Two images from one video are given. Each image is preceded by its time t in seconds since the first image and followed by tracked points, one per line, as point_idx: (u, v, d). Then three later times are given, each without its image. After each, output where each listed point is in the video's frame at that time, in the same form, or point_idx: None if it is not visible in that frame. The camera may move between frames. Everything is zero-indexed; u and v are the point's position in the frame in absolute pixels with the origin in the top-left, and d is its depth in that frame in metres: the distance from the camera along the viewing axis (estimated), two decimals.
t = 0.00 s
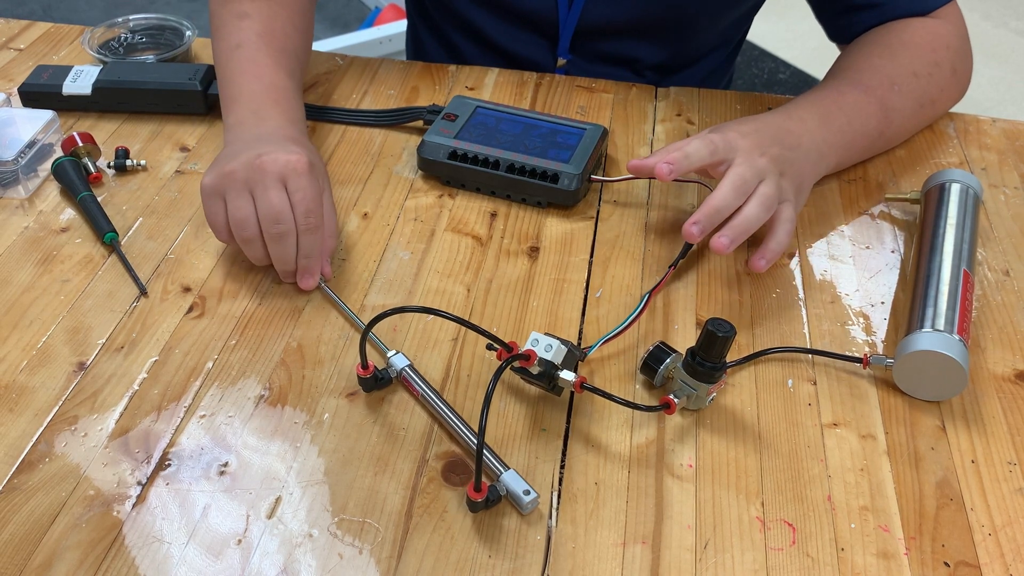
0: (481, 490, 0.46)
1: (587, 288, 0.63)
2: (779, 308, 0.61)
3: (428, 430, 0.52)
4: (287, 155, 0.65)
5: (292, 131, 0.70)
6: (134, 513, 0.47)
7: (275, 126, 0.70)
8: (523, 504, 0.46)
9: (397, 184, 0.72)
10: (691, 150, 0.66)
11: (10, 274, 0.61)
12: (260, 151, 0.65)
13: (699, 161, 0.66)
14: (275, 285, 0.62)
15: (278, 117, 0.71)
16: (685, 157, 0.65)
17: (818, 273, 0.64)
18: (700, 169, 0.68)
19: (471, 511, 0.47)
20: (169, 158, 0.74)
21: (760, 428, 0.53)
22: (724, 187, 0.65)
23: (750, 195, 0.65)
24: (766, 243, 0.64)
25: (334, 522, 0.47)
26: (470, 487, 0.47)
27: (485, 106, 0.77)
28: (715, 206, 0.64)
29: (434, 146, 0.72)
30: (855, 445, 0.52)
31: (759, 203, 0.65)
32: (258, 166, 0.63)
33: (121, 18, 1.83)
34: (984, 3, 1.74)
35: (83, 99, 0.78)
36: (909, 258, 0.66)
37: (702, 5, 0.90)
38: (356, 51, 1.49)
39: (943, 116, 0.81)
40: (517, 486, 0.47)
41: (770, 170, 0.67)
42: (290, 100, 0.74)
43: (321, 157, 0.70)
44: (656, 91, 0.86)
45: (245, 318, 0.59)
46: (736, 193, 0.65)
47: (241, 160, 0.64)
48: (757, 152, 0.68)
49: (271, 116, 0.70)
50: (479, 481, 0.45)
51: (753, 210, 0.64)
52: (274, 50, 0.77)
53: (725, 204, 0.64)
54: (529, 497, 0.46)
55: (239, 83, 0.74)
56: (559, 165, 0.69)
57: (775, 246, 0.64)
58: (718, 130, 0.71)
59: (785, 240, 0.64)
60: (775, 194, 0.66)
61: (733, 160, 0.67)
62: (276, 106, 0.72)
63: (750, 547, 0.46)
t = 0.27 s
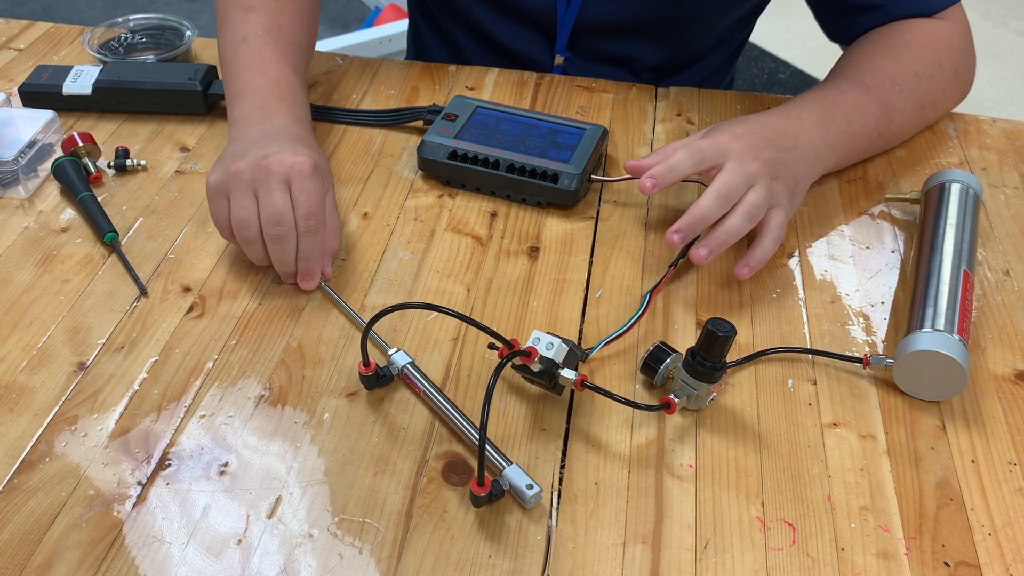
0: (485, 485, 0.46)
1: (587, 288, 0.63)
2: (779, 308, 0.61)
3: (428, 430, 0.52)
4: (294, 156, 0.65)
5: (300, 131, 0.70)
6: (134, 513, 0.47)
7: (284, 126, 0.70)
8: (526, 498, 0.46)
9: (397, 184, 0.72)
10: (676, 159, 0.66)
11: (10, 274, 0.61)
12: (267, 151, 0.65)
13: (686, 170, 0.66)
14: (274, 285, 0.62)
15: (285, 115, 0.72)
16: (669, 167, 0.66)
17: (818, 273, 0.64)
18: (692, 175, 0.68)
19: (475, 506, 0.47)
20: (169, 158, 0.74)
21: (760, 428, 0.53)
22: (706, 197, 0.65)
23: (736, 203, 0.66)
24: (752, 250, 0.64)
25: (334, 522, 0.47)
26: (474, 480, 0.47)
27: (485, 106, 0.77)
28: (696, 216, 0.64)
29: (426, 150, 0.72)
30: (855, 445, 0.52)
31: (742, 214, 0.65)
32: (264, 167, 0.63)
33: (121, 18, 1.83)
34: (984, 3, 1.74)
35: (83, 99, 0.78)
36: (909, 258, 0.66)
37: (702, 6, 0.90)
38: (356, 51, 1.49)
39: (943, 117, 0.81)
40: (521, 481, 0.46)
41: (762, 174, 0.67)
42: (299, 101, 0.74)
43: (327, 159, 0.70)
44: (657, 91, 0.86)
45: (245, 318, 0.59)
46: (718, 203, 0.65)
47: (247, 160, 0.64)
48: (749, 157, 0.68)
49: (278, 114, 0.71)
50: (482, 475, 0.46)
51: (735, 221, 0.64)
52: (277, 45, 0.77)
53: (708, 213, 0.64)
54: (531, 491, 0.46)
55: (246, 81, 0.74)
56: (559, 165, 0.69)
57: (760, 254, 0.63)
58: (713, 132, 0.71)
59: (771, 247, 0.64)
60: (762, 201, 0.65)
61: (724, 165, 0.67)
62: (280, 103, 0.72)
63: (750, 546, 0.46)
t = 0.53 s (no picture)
0: (487, 488, 0.47)
1: (587, 288, 0.63)
2: (779, 308, 0.61)
3: (428, 430, 0.52)
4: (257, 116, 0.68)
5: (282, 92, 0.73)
6: (134, 512, 0.47)
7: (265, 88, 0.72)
8: (529, 501, 0.46)
9: (397, 184, 0.72)
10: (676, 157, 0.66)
11: (10, 274, 0.61)
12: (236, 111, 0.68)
13: (688, 168, 0.66)
14: (274, 285, 0.62)
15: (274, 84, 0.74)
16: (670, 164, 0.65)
17: (818, 273, 0.64)
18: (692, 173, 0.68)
19: (478, 509, 0.47)
20: (169, 158, 0.74)
21: (759, 428, 0.53)
22: (705, 198, 0.65)
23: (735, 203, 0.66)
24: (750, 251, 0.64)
25: (334, 522, 0.47)
26: (476, 484, 0.47)
27: (485, 105, 0.77)
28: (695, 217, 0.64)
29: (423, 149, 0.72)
30: (855, 445, 0.52)
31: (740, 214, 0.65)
32: (222, 126, 0.66)
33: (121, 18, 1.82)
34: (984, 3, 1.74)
35: (83, 99, 0.78)
36: (909, 258, 0.66)
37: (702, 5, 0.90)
38: (356, 51, 1.49)
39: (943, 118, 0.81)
40: (523, 483, 0.47)
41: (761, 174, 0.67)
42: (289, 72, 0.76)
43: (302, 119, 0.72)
44: (657, 91, 0.86)
45: (245, 318, 0.59)
46: (718, 204, 0.65)
47: (212, 117, 0.68)
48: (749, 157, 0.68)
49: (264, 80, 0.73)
50: (485, 479, 0.45)
51: (733, 224, 0.65)
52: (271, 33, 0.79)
53: (707, 214, 0.64)
54: (534, 493, 0.46)
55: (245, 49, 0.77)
56: (559, 165, 0.69)
57: (757, 256, 0.63)
58: (713, 131, 0.70)
59: (769, 249, 0.64)
60: (761, 202, 0.66)
61: (724, 165, 0.67)
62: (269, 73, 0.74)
63: (750, 546, 0.46)
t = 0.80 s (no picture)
0: (488, 488, 0.47)
1: (587, 288, 0.63)
2: (779, 308, 0.61)
3: (428, 430, 0.52)
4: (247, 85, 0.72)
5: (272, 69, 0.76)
6: (134, 513, 0.47)
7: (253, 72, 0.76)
8: (528, 501, 0.46)
9: (397, 184, 0.72)
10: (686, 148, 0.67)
11: (10, 274, 0.61)
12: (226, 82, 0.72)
13: (701, 157, 0.66)
14: (274, 285, 0.62)
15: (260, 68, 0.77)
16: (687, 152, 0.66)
17: (818, 273, 0.64)
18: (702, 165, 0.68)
19: (478, 509, 0.47)
20: (169, 158, 0.74)
21: (759, 428, 0.53)
22: (717, 190, 0.65)
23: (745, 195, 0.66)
24: (761, 243, 0.64)
25: (334, 522, 0.47)
26: (476, 484, 0.47)
27: (485, 105, 0.77)
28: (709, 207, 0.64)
29: (432, 143, 0.72)
30: (855, 445, 0.52)
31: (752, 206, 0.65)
32: (212, 95, 0.70)
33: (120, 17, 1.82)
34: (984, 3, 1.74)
35: (83, 99, 0.78)
36: (909, 258, 0.66)
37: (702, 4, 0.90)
38: (357, 51, 1.49)
39: (943, 117, 0.81)
40: (523, 483, 0.47)
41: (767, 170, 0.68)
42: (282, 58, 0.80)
43: (290, 94, 0.76)
44: (657, 91, 0.86)
45: (245, 318, 0.59)
46: (731, 195, 0.65)
47: (205, 89, 0.71)
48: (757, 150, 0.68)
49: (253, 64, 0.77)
50: (485, 480, 0.45)
51: (747, 212, 0.65)
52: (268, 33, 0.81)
53: (720, 207, 0.64)
54: (534, 493, 0.46)
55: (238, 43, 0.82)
56: (559, 164, 0.69)
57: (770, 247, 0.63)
58: (721, 126, 0.71)
59: (780, 240, 0.64)
60: (771, 195, 0.66)
61: (734, 158, 0.67)
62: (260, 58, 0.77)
63: (750, 546, 0.46)
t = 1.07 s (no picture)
0: (487, 488, 0.47)
1: (587, 288, 0.63)
2: (779, 308, 0.61)
3: (428, 430, 0.52)
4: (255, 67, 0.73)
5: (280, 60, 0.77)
6: (134, 513, 0.47)
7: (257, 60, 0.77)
8: (528, 501, 0.46)
9: (397, 184, 0.72)
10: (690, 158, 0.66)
11: (10, 274, 0.61)
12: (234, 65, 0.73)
13: (708, 165, 0.66)
14: (274, 285, 0.62)
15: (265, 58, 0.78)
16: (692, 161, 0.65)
17: (818, 273, 0.64)
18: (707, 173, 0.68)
19: (478, 509, 0.47)
20: (169, 158, 0.74)
21: (759, 428, 0.53)
22: (723, 199, 0.64)
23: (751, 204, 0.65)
24: (771, 249, 0.64)
25: (334, 522, 0.47)
26: (476, 484, 0.47)
27: (485, 106, 0.77)
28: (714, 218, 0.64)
29: (435, 152, 0.71)
30: (855, 445, 0.52)
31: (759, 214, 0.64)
32: (222, 75, 0.71)
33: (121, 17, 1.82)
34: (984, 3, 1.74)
35: (83, 99, 0.78)
36: (909, 258, 0.66)
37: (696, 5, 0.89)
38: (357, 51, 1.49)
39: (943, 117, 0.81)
40: (523, 483, 0.47)
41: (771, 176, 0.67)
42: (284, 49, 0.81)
43: (294, 80, 0.77)
44: (657, 91, 0.86)
45: (245, 318, 0.59)
46: (737, 205, 0.65)
47: (211, 70, 0.72)
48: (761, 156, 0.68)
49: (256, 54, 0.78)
50: (485, 479, 0.45)
51: (753, 220, 0.64)
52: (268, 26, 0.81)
53: (725, 216, 0.64)
54: (534, 493, 0.46)
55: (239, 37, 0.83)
56: (559, 164, 0.69)
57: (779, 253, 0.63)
58: (725, 133, 0.70)
59: (789, 246, 0.64)
60: (777, 202, 0.65)
61: (740, 166, 0.67)
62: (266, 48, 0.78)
63: (750, 546, 0.46)
